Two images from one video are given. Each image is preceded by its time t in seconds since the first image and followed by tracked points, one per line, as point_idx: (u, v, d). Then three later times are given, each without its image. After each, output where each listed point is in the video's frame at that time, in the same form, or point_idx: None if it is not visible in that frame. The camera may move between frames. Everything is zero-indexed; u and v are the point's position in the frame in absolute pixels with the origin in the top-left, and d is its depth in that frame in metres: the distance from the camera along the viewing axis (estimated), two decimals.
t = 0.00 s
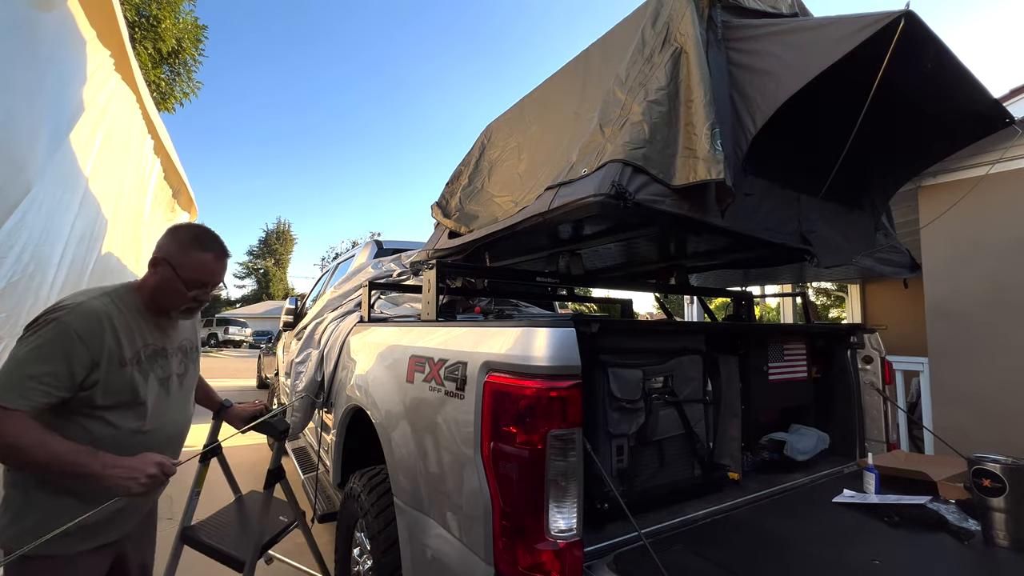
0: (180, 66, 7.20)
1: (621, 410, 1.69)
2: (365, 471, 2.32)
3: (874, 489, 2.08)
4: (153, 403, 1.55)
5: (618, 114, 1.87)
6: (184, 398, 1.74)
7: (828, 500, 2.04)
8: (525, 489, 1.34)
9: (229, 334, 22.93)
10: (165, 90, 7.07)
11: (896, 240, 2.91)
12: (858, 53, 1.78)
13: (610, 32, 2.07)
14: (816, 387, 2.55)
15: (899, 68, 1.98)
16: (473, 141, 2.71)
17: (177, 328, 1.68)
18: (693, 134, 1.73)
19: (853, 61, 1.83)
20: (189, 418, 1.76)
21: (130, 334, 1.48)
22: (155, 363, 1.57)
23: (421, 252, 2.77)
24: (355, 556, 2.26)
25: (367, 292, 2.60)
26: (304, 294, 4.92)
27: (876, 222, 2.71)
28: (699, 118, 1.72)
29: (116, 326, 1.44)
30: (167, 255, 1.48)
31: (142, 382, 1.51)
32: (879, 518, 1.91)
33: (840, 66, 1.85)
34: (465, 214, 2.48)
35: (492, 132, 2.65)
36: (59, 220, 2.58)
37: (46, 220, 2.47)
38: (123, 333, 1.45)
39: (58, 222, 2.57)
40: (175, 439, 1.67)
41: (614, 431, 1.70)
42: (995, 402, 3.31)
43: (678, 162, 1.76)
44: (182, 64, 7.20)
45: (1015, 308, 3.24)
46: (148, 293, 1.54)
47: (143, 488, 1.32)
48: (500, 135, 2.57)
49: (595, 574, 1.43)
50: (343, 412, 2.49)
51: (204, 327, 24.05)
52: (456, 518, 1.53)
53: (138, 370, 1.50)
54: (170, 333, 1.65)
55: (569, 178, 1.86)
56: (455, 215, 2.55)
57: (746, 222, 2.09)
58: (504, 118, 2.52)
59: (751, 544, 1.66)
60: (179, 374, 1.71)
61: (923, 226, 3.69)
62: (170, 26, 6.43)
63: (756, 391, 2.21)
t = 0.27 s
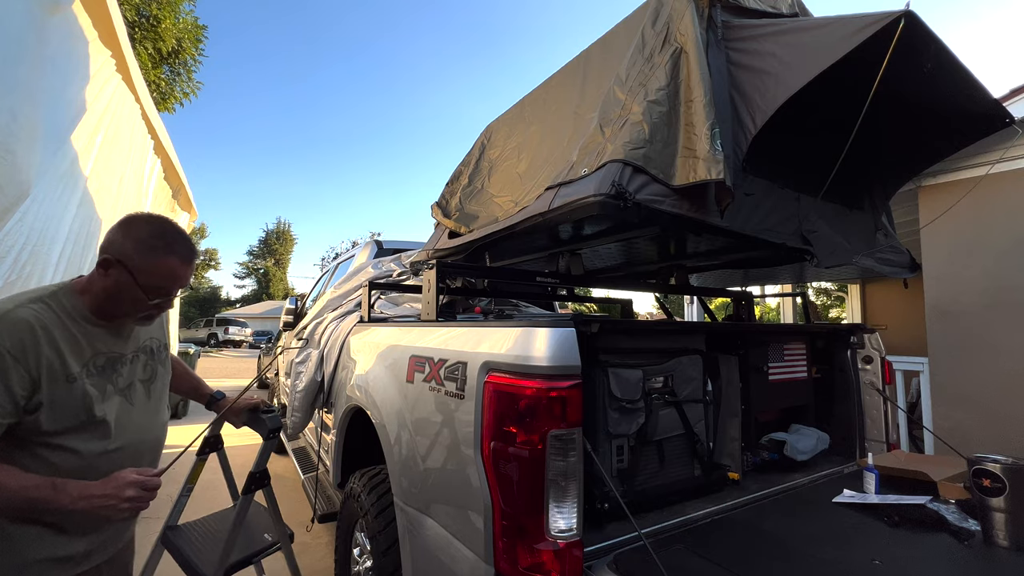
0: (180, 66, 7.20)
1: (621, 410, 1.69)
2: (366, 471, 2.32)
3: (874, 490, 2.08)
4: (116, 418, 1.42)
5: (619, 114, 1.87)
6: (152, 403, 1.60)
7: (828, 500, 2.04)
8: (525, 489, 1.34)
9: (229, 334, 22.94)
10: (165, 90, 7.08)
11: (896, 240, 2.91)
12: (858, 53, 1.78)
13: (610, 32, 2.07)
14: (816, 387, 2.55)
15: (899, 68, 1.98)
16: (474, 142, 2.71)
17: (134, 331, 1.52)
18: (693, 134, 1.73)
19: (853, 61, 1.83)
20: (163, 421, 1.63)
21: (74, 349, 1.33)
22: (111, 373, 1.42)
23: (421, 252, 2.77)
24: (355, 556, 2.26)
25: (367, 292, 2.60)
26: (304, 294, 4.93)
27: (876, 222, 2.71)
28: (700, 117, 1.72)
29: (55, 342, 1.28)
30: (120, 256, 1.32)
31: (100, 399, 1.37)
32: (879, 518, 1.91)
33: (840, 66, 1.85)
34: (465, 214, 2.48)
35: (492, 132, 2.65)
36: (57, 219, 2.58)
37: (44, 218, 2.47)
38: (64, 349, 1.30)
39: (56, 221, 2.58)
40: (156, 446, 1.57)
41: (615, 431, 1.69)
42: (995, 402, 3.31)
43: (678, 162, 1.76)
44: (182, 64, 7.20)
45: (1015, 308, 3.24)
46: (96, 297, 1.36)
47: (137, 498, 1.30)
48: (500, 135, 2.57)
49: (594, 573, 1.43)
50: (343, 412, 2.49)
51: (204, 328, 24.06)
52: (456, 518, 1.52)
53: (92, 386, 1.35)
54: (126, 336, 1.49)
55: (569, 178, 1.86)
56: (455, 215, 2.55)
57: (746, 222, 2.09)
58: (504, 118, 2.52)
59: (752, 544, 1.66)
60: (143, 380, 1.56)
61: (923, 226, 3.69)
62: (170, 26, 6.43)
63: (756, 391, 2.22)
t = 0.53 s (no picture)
0: (180, 66, 7.20)
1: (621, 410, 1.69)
2: (366, 471, 2.32)
3: (874, 490, 2.08)
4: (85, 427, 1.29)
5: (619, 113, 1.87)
6: (139, 405, 1.47)
7: (828, 500, 2.04)
8: (525, 489, 1.34)
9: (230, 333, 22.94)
10: (165, 90, 7.08)
11: (896, 240, 2.91)
12: (858, 53, 1.78)
13: (610, 32, 2.07)
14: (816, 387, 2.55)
15: (899, 67, 1.97)
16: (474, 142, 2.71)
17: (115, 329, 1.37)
18: (693, 134, 1.72)
19: (853, 61, 1.83)
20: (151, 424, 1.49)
21: (39, 351, 1.21)
22: (82, 377, 1.30)
23: (421, 251, 2.77)
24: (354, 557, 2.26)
25: (367, 292, 2.60)
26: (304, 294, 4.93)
27: (876, 221, 2.70)
28: (700, 117, 1.72)
29: (14, 342, 1.17)
30: (94, 254, 1.18)
31: (65, 406, 1.25)
32: (879, 518, 1.91)
33: (840, 66, 1.85)
34: (465, 214, 2.48)
35: (492, 132, 2.65)
36: (56, 218, 2.58)
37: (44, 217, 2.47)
38: (25, 352, 1.18)
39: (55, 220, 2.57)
40: (141, 455, 1.44)
41: (614, 430, 1.69)
42: (995, 402, 3.31)
43: (678, 162, 1.76)
44: (182, 64, 7.20)
45: (1015, 308, 3.24)
46: (72, 296, 1.22)
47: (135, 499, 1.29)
48: (500, 135, 2.57)
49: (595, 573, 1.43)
50: (343, 412, 2.49)
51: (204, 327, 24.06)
52: (455, 518, 1.52)
53: (57, 392, 1.23)
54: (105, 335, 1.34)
55: (569, 178, 1.86)
56: (454, 215, 2.55)
57: (746, 222, 2.10)
58: (504, 118, 2.52)
59: (751, 543, 1.66)
60: (124, 381, 1.42)
61: (923, 226, 3.69)
62: (170, 26, 6.44)
63: (756, 391, 2.22)
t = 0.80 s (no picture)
0: (180, 66, 7.21)
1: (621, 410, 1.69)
2: (365, 471, 2.32)
3: (874, 489, 2.08)
4: (64, 428, 1.22)
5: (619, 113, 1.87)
6: (137, 412, 1.39)
7: (828, 500, 2.04)
8: (525, 489, 1.34)
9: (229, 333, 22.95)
10: (165, 90, 7.09)
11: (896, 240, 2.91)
12: (858, 53, 1.78)
13: (610, 32, 2.07)
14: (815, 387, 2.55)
15: (899, 67, 1.98)
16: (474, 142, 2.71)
17: (112, 328, 1.33)
18: (694, 133, 1.72)
19: (853, 61, 1.83)
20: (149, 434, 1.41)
21: (25, 345, 1.20)
22: (68, 375, 1.25)
23: (421, 251, 2.77)
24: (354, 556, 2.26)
25: (367, 292, 2.60)
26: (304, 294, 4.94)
27: (876, 221, 2.71)
28: (700, 117, 1.71)
29: None
30: (86, 244, 1.17)
31: (43, 403, 1.20)
32: (880, 518, 1.91)
33: (840, 66, 1.85)
34: (464, 214, 2.48)
35: (492, 132, 2.65)
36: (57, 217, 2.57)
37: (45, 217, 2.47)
38: (7, 344, 1.16)
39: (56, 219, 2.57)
40: (130, 468, 1.34)
41: (615, 430, 1.69)
42: (994, 402, 3.31)
43: (678, 161, 1.76)
44: (182, 64, 7.20)
45: (1015, 307, 3.24)
46: (66, 291, 1.21)
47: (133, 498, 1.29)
48: (500, 135, 2.57)
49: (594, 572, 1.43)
50: (343, 412, 2.49)
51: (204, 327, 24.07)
52: (455, 518, 1.52)
53: (37, 388, 1.19)
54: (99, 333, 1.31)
55: (569, 178, 1.86)
56: (454, 215, 2.55)
57: (746, 222, 2.10)
58: (504, 118, 2.52)
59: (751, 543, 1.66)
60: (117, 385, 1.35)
61: (923, 226, 3.69)
62: (170, 26, 6.44)
63: (756, 391, 2.22)
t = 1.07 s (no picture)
0: (180, 66, 7.20)
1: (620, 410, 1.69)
2: (365, 471, 2.32)
3: (874, 489, 2.08)
4: (43, 432, 1.20)
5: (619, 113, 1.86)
6: (128, 419, 1.36)
7: (828, 500, 2.04)
8: (525, 489, 1.35)
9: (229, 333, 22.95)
10: (165, 90, 7.09)
11: (896, 240, 2.91)
12: (858, 53, 1.78)
13: (610, 32, 2.07)
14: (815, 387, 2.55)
15: (899, 67, 1.98)
16: (474, 142, 2.71)
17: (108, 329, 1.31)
18: (694, 133, 1.72)
19: (853, 61, 1.83)
20: (138, 444, 1.37)
21: (14, 344, 1.19)
22: (55, 377, 1.23)
23: (421, 251, 2.76)
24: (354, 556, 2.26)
25: (367, 292, 2.60)
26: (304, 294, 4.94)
27: (875, 222, 2.70)
28: (700, 117, 1.71)
29: None
30: (84, 240, 1.16)
31: (24, 405, 1.18)
32: (879, 518, 1.91)
33: (840, 66, 1.85)
34: (464, 214, 2.48)
35: (492, 133, 2.65)
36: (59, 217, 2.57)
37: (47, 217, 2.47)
38: None
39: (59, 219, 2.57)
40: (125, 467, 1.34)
41: (615, 430, 1.69)
42: (994, 402, 3.31)
43: (678, 161, 1.76)
44: (182, 64, 7.20)
45: (1015, 307, 3.24)
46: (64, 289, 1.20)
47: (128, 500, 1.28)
48: (500, 135, 2.57)
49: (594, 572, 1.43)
50: (343, 412, 2.49)
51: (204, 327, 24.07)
52: (455, 518, 1.53)
53: (18, 388, 1.17)
54: (94, 335, 1.28)
55: (569, 178, 1.86)
56: (454, 215, 2.55)
57: (746, 222, 2.09)
58: (504, 118, 2.52)
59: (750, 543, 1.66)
60: (106, 391, 1.31)
61: (923, 226, 3.69)
62: (170, 26, 6.44)
63: (756, 391, 2.21)
